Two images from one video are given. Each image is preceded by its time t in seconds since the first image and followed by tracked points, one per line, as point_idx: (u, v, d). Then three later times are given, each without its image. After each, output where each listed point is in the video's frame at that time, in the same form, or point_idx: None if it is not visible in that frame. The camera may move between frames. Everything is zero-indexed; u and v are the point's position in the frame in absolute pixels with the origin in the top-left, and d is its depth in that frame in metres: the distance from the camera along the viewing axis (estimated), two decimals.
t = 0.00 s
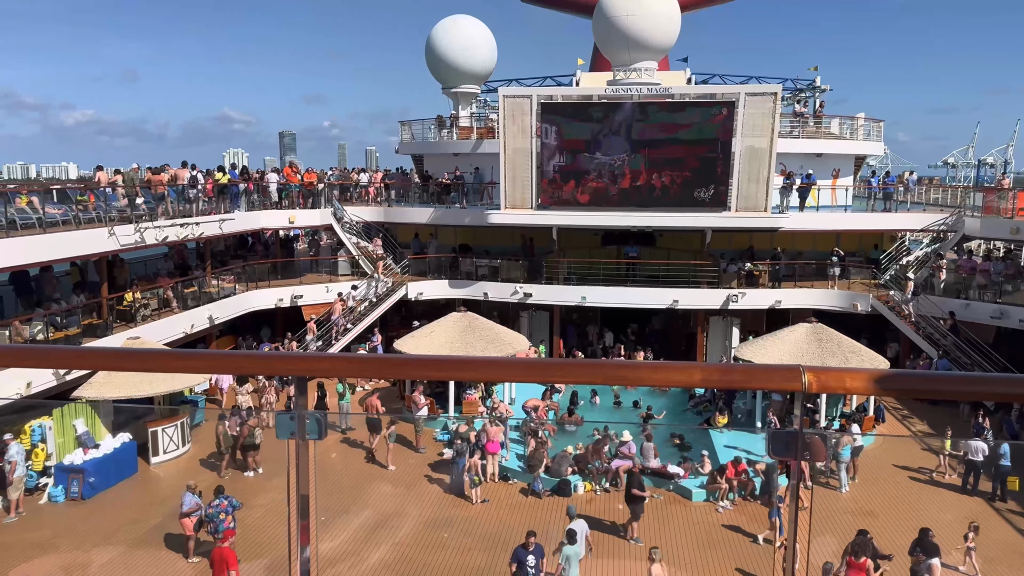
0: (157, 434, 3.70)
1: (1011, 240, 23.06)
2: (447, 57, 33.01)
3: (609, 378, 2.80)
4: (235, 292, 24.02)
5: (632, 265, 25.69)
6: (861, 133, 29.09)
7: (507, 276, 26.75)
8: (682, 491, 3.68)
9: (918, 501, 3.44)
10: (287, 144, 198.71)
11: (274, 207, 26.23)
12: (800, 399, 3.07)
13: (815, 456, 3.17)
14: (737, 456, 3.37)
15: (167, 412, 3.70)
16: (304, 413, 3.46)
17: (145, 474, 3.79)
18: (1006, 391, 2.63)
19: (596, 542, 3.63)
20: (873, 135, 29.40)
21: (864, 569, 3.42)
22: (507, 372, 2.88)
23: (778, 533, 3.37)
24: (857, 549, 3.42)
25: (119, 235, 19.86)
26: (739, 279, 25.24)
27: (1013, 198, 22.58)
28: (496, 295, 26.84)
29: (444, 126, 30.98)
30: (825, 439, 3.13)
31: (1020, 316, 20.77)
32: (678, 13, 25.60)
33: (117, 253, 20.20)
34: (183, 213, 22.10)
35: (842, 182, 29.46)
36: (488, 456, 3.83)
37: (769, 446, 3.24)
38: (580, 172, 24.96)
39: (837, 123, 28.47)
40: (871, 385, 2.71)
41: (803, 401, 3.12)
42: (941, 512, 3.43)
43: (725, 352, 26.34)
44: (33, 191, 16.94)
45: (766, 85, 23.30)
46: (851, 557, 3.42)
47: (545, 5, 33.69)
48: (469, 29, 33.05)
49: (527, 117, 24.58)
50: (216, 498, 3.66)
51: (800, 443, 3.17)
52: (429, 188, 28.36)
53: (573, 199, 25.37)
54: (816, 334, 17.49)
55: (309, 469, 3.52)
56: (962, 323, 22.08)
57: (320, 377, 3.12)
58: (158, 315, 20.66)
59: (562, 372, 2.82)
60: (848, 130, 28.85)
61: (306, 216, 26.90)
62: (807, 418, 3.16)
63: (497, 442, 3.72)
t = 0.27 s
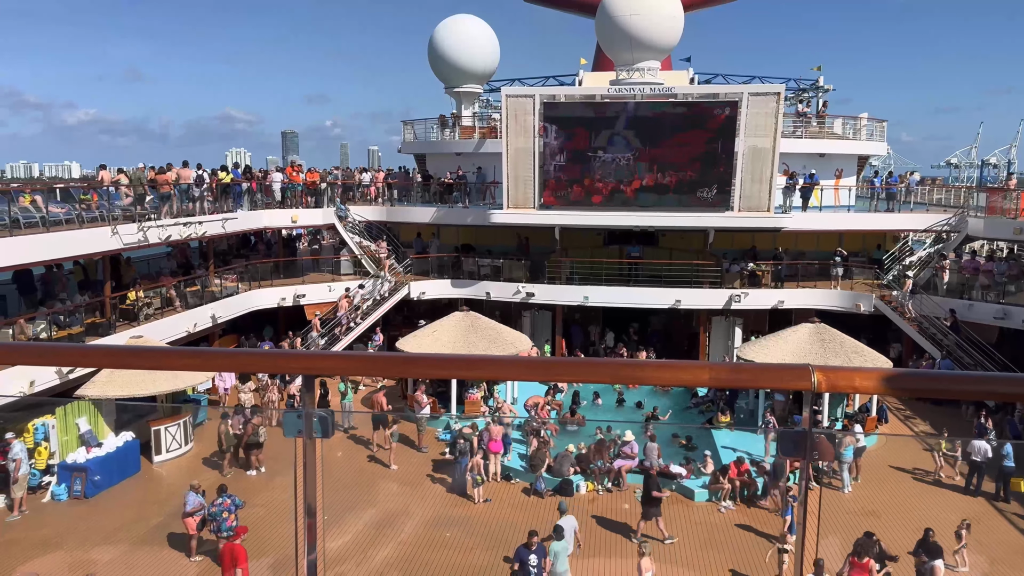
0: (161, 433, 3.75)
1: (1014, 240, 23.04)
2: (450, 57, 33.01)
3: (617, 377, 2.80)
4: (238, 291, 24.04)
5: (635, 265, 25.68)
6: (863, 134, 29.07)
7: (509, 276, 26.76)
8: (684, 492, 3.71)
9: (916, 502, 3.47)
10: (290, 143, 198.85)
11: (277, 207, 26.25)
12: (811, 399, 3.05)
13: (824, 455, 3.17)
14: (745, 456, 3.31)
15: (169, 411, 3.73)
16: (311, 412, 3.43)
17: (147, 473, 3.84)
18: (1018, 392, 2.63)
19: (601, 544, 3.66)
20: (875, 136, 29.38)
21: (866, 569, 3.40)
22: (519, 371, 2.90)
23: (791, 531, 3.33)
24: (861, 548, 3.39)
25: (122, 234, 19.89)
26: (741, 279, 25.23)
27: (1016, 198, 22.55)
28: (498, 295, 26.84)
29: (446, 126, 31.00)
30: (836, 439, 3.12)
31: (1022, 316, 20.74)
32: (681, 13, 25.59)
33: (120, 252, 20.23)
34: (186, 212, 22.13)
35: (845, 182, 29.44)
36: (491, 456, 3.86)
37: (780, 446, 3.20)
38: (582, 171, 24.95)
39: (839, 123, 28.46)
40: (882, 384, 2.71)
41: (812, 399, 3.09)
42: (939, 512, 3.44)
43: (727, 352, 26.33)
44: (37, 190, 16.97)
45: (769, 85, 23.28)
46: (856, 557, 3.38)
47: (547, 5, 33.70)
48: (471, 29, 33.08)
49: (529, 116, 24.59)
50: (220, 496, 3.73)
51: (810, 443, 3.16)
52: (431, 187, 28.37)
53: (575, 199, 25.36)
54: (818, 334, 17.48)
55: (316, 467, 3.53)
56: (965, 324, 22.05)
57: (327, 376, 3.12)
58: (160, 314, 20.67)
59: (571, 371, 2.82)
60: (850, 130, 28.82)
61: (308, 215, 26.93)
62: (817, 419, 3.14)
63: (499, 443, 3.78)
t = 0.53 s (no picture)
0: (158, 433, 3.68)
1: (1011, 241, 23.09)
2: (448, 57, 33.01)
3: (617, 377, 2.80)
4: (236, 291, 24.01)
5: (633, 266, 25.70)
6: (862, 134, 29.11)
7: (507, 276, 26.77)
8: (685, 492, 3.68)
9: (916, 500, 3.45)
10: (288, 144, 198.54)
11: (275, 207, 26.23)
12: (814, 399, 3.04)
13: (823, 455, 3.18)
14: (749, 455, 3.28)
15: (168, 410, 3.77)
16: (310, 411, 3.41)
17: (145, 474, 3.81)
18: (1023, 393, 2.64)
19: (599, 544, 3.64)
20: (873, 137, 29.43)
21: (864, 569, 3.40)
22: (522, 370, 2.90)
23: (793, 533, 3.31)
24: (857, 547, 3.40)
25: (120, 234, 19.87)
26: (740, 279, 25.24)
27: (1014, 199, 22.59)
28: (496, 296, 26.84)
29: (445, 126, 31.01)
30: (833, 439, 3.14)
31: (1020, 317, 20.77)
32: (679, 13, 25.63)
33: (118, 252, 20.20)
34: (184, 212, 22.11)
35: (843, 183, 29.49)
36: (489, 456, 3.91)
37: (780, 445, 3.21)
38: (581, 172, 24.94)
39: (837, 124, 28.52)
40: (882, 384, 2.72)
41: (813, 400, 3.09)
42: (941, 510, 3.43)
43: (725, 352, 26.35)
44: (34, 190, 16.95)
45: (766, 86, 23.32)
46: (852, 556, 3.40)
47: (546, 6, 33.72)
48: (470, 30, 33.08)
49: (527, 117, 24.63)
50: (216, 497, 3.68)
51: (809, 442, 3.17)
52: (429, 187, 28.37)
53: (573, 199, 25.35)
54: (816, 334, 17.50)
55: (316, 467, 3.53)
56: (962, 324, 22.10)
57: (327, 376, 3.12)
58: (158, 314, 20.65)
59: (570, 371, 2.83)
60: (848, 131, 28.86)
61: (306, 216, 26.91)
62: (818, 419, 3.13)
63: (497, 443, 3.85)
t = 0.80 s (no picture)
0: (150, 434, 3.67)
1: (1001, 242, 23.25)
2: (441, 57, 32.98)
3: (613, 377, 2.80)
4: (228, 292, 23.91)
5: (626, 266, 25.76)
6: (853, 136, 29.24)
7: (500, 277, 26.78)
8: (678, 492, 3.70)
9: (904, 497, 3.49)
10: (280, 144, 198.27)
11: (267, 207, 26.15)
12: (807, 399, 3.06)
13: (816, 456, 3.18)
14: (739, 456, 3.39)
15: (158, 412, 3.68)
16: (306, 413, 3.41)
17: (135, 476, 3.83)
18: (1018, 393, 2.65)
19: (592, 544, 3.65)
20: (864, 138, 29.57)
21: (853, 568, 3.39)
22: (517, 370, 2.89)
23: (789, 531, 3.34)
24: (847, 546, 3.38)
25: (111, 234, 19.76)
26: (732, 280, 25.30)
27: (1004, 200, 22.74)
28: (489, 296, 26.84)
29: (438, 127, 31.04)
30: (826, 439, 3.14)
31: (1010, 317, 20.90)
32: (671, 15, 25.69)
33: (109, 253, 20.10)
34: (176, 213, 22.02)
35: (834, 184, 29.62)
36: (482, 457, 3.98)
37: (773, 445, 3.21)
38: (574, 173, 24.98)
39: (829, 126, 28.65)
40: (876, 384, 2.73)
41: (809, 401, 3.09)
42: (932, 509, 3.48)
43: (717, 352, 26.42)
44: (25, 191, 16.83)
45: (758, 87, 23.39)
46: (842, 555, 3.38)
47: (539, 7, 33.76)
48: (462, 30, 33.04)
49: (520, 118, 24.64)
50: (209, 499, 3.66)
51: (804, 443, 3.16)
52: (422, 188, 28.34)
53: (566, 200, 25.40)
54: (808, 334, 17.58)
55: (311, 469, 3.50)
56: (952, 324, 22.24)
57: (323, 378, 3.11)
58: (149, 315, 20.55)
59: (566, 371, 2.82)
60: (840, 132, 29.00)
61: (299, 216, 26.84)
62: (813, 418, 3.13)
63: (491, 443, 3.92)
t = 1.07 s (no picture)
0: (136, 436, 3.63)
1: (985, 243, 23.50)
2: (428, 58, 32.92)
3: (601, 378, 2.81)
4: (214, 293, 23.73)
5: (614, 267, 25.82)
6: (838, 137, 29.44)
7: (488, 278, 26.76)
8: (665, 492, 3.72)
9: (880, 493, 3.53)
10: (266, 145, 197.12)
11: (253, 208, 26.00)
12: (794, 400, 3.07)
13: (803, 456, 3.19)
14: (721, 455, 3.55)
15: (145, 414, 3.60)
16: (295, 415, 3.40)
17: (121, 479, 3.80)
18: (1007, 392, 2.68)
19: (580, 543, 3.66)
20: (849, 140, 29.81)
21: (836, 567, 3.36)
22: (507, 371, 2.88)
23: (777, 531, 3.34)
24: (830, 545, 3.36)
25: (96, 235, 19.55)
26: (719, 281, 25.41)
27: (988, 201, 22.99)
28: (478, 298, 26.83)
29: (426, 128, 31.17)
30: (814, 439, 3.18)
31: (994, 317, 21.13)
32: (658, 16, 25.77)
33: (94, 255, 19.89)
34: (161, 213, 21.81)
35: (820, 185, 29.84)
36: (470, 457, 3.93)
37: (762, 446, 3.21)
38: (562, 174, 25.00)
39: (814, 127, 28.87)
40: (863, 385, 2.75)
41: (796, 401, 3.12)
42: (922, 506, 3.49)
43: (705, 353, 26.49)
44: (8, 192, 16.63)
45: (745, 89, 23.50)
46: (825, 553, 3.36)
47: (526, 9, 33.79)
48: (449, 31, 32.99)
49: (508, 119, 24.61)
50: (196, 501, 3.66)
51: (791, 443, 3.18)
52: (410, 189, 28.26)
53: (554, 201, 25.43)
54: (794, 335, 17.68)
55: (300, 471, 3.49)
56: (937, 325, 22.47)
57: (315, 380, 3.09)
58: (135, 317, 20.36)
59: (555, 372, 2.83)
60: (825, 134, 29.21)
61: (285, 217, 26.69)
62: (798, 417, 3.17)
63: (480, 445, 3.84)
